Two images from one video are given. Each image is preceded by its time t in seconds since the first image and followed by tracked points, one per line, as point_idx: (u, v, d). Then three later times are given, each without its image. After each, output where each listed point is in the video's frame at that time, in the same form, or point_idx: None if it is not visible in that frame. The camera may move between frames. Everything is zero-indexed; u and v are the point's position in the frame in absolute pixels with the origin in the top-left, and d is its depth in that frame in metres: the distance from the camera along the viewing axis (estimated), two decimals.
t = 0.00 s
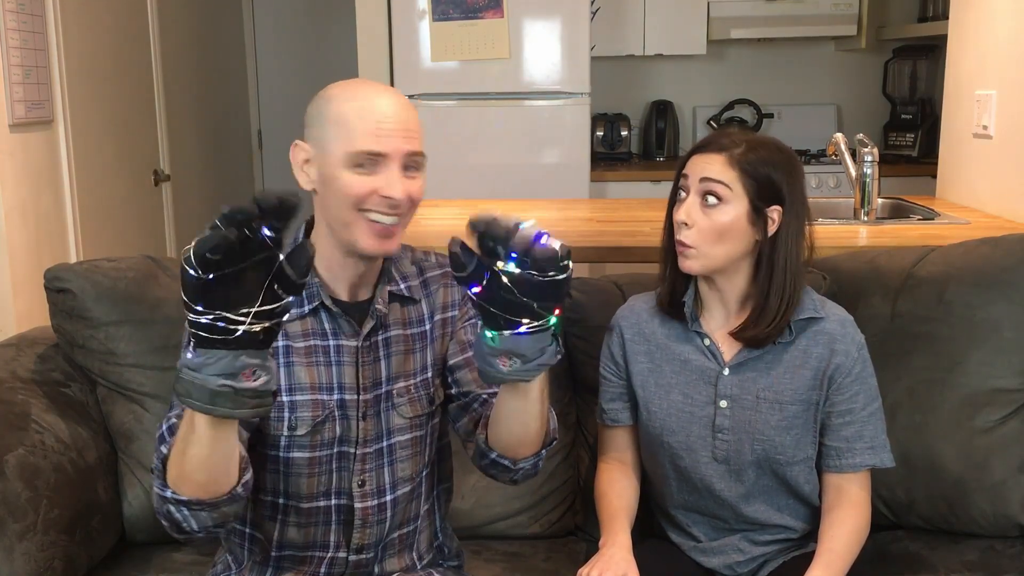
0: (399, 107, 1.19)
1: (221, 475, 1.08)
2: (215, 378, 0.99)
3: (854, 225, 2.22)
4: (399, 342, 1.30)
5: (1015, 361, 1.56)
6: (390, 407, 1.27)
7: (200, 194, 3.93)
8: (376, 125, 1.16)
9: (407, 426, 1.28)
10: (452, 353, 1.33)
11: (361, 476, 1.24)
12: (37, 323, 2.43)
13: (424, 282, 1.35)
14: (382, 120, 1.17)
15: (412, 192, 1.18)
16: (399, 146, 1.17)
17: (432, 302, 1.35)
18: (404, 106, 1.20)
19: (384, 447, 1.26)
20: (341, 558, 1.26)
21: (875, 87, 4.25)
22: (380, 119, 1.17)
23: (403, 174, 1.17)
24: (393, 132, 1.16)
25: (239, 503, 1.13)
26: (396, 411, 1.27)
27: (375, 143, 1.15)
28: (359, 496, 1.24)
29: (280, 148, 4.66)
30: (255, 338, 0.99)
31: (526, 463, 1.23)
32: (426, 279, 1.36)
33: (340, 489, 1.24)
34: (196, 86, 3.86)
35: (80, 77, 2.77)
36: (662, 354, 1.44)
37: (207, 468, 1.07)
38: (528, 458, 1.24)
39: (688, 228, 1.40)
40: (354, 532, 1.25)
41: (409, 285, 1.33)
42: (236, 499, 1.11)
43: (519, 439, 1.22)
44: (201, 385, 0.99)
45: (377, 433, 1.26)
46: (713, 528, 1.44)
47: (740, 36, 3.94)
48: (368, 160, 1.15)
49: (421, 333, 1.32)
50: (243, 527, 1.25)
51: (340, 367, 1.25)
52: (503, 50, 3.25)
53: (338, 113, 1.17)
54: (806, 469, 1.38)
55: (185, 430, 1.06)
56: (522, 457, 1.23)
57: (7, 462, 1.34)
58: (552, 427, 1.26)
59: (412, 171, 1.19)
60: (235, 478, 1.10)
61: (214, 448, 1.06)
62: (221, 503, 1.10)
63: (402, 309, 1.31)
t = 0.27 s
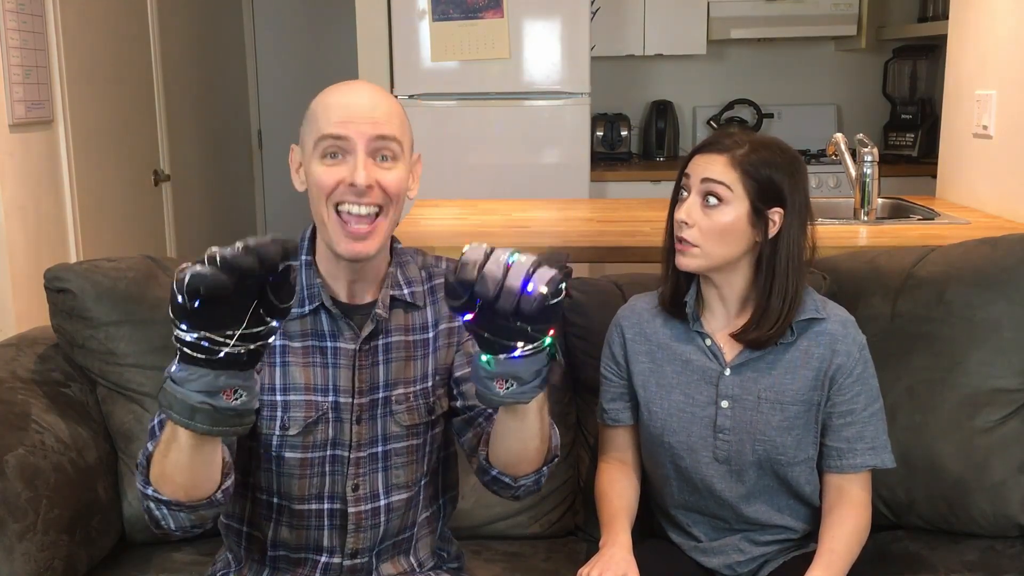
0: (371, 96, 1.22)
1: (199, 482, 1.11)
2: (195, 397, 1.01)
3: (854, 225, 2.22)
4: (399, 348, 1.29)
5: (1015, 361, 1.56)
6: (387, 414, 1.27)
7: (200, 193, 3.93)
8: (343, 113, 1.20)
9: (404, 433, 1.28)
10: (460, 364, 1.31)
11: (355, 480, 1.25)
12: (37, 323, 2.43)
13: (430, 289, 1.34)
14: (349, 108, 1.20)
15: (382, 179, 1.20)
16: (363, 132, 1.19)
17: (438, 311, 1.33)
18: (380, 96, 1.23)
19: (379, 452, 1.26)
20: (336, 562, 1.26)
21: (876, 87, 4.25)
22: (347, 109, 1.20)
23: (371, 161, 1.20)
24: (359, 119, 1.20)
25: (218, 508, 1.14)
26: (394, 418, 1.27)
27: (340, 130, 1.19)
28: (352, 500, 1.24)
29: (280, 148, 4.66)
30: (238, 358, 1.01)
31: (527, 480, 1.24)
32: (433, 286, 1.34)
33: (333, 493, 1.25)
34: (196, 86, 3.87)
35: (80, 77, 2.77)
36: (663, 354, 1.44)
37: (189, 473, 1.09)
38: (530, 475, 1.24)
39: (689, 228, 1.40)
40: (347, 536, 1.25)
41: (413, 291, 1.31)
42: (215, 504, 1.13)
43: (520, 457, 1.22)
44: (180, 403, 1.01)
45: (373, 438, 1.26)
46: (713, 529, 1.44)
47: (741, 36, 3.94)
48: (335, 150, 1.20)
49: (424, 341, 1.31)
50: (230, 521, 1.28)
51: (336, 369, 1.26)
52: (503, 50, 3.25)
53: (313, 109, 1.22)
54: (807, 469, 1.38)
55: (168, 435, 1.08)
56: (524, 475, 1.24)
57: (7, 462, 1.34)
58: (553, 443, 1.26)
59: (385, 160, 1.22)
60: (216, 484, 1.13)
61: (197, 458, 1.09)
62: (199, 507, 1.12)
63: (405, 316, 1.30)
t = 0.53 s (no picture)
0: (364, 83, 1.24)
1: (186, 454, 1.10)
2: (195, 385, 0.99)
3: (854, 225, 2.22)
4: (403, 334, 1.30)
5: (1015, 361, 1.56)
6: (390, 399, 1.27)
7: (200, 194, 3.93)
8: (336, 100, 1.22)
9: (405, 421, 1.27)
10: (469, 354, 1.31)
11: (354, 463, 1.25)
12: (37, 323, 2.43)
13: (435, 276, 1.34)
14: (342, 95, 1.22)
15: (378, 161, 1.21)
16: (356, 115, 1.21)
17: (441, 298, 1.33)
18: (372, 83, 1.25)
19: (380, 438, 1.26)
20: (330, 544, 1.25)
21: (875, 87, 4.24)
22: (340, 97, 1.22)
23: (366, 145, 1.22)
24: (352, 104, 1.22)
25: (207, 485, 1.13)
26: (395, 404, 1.27)
27: (334, 116, 1.21)
28: (350, 483, 1.24)
29: (280, 148, 4.66)
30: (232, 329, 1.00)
31: (540, 468, 1.22)
32: (437, 273, 1.35)
33: (331, 475, 1.25)
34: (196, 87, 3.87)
35: (80, 78, 2.77)
36: (663, 354, 1.44)
37: (175, 449, 1.09)
38: (543, 464, 1.23)
39: (690, 227, 1.40)
40: (343, 519, 1.25)
41: (418, 275, 1.32)
42: (202, 479, 1.12)
43: (534, 443, 1.21)
44: (180, 396, 1.00)
45: (374, 424, 1.26)
46: (713, 529, 1.44)
47: (741, 36, 3.94)
48: (331, 137, 1.21)
49: (428, 327, 1.31)
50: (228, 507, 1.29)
51: (339, 353, 1.26)
52: (503, 50, 3.25)
53: (309, 103, 1.24)
54: (807, 470, 1.38)
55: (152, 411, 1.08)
56: (537, 462, 1.22)
57: (7, 462, 1.34)
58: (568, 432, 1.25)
59: (380, 144, 1.23)
60: (203, 456, 1.12)
61: (181, 431, 1.08)
62: (185, 482, 1.11)
63: (410, 302, 1.31)
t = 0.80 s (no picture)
0: (378, 101, 1.21)
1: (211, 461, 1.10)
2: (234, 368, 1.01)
3: (854, 225, 2.22)
4: (409, 345, 1.29)
5: (1015, 361, 1.56)
6: (393, 408, 1.27)
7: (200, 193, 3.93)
8: (347, 123, 1.19)
9: (408, 430, 1.27)
10: (464, 370, 1.30)
11: (358, 472, 1.25)
12: (37, 324, 2.43)
13: (445, 292, 1.33)
14: (354, 118, 1.19)
15: (388, 190, 1.19)
16: (368, 143, 1.19)
17: (449, 313, 1.33)
18: (385, 100, 1.21)
19: (383, 447, 1.26)
20: (335, 554, 1.25)
21: (875, 87, 4.24)
22: (353, 119, 1.19)
23: (377, 172, 1.20)
24: (364, 130, 1.19)
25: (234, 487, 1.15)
26: (399, 413, 1.27)
27: (346, 142, 1.19)
28: (353, 492, 1.25)
29: (280, 148, 4.66)
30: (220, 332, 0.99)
31: (507, 495, 1.21)
32: (448, 288, 1.34)
33: (335, 485, 1.25)
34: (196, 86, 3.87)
35: (80, 77, 2.77)
36: (663, 355, 1.44)
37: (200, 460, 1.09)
38: (511, 490, 1.22)
39: (690, 227, 1.40)
40: (347, 528, 1.25)
41: (426, 290, 1.31)
42: (230, 483, 1.14)
43: (504, 468, 1.20)
44: (232, 387, 1.01)
45: (377, 432, 1.26)
46: (713, 529, 1.44)
47: (741, 36, 3.94)
48: (342, 161, 1.20)
49: (435, 340, 1.31)
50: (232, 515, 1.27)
51: (345, 360, 1.26)
52: (503, 50, 3.25)
53: (320, 119, 1.21)
54: (807, 470, 1.38)
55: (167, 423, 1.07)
56: (505, 488, 1.22)
57: (7, 462, 1.34)
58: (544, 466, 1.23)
59: (392, 168, 1.21)
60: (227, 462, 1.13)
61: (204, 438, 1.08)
62: (216, 489, 1.12)
63: (417, 313, 1.31)
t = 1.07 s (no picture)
0: (392, 90, 1.22)
1: (212, 467, 1.12)
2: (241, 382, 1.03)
3: (854, 225, 2.22)
4: (414, 346, 1.29)
5: (1015, 361, 1.56)
6: (398, 410, 1.27)
7: (200, 193, 3.93)
8: (365, 107, 1.21)
9: (412, 431, 1.28)
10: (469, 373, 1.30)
11: (361, 472, 1.25)
12: (37, 324, 2.43)
13: (450, 294, 1.33)
14: (371, 103, 1.21)
15: (401, 172, 1.19)
16: (384, 125, 1.20)
17: (455, 314, 1.32)
18: (401, 90, 1.23)
19: (386, 447, 1.27)
20: (336, 553, 1.25)
21: (875, 87, 4.25)
22: (368, 105, 1.21)
23: (391, 154, 1.20)
24: (381, 113, 1.20)
25: (232, 492, 1.16)
26: (404, 415, 1.27)
27: (361, 124, 1.20)
28: (356, 493, 1.24)
29: (280, 148, 4.66)
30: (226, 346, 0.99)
31: (508, 498, 1.23)
32: (453, 289, 1.34)
33: (337, 484, 1.25)
34: (196, 87, 3.87)
35: (80, 78, 2.77)
36: (663, 354, 1.44)
37: (197, 466, 1.11)
38: (512, 494, 1.24)
39: (688, 227, 1.40)
40: (349, 529, 1.25)
41: (429, 290, 1.32)
42: (229, 488, 1.15)
43: (506, 471, 1.21)
44: (238, 400, 1.02)
45: (381, 433, 1.26)
46: (713, 529, 1.44)
47: (741, 36, 3.94)
48: (356, 144, 1.20)
49: (440, 341, 1.31)
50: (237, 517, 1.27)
51: (348, 360, 1.26)
52: (503, 50, 3.25)
53: (335, 108, 1.23)
54: (807, 469, 1.38)
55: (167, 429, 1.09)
56: (505, 492, 1.23)
57: (7, 462, 1.34)
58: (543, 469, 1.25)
59: (406, 152, 1.22)
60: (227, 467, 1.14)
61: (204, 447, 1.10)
62: (213, 494, 1.13)
63: (422, 314, 1.31)
